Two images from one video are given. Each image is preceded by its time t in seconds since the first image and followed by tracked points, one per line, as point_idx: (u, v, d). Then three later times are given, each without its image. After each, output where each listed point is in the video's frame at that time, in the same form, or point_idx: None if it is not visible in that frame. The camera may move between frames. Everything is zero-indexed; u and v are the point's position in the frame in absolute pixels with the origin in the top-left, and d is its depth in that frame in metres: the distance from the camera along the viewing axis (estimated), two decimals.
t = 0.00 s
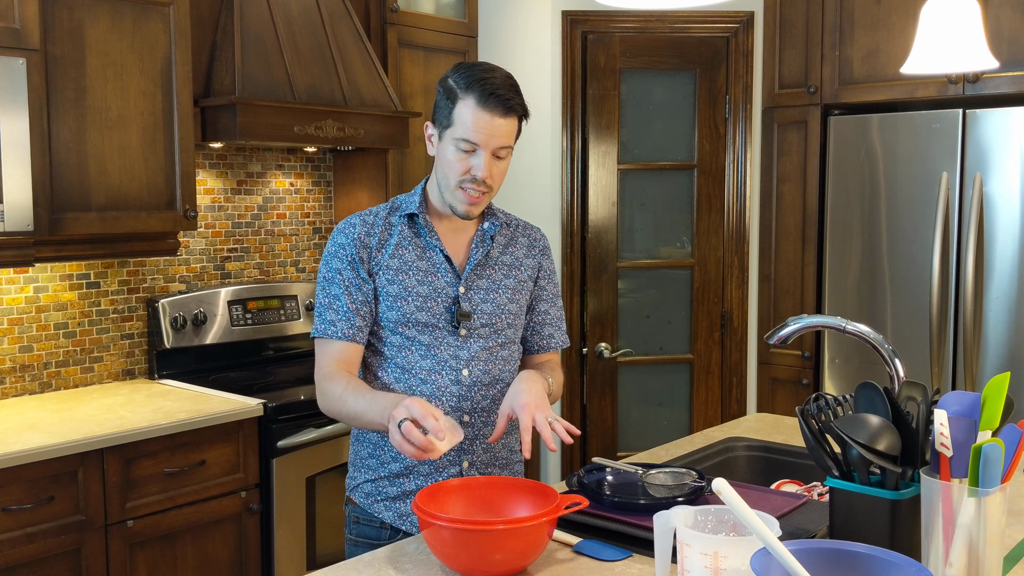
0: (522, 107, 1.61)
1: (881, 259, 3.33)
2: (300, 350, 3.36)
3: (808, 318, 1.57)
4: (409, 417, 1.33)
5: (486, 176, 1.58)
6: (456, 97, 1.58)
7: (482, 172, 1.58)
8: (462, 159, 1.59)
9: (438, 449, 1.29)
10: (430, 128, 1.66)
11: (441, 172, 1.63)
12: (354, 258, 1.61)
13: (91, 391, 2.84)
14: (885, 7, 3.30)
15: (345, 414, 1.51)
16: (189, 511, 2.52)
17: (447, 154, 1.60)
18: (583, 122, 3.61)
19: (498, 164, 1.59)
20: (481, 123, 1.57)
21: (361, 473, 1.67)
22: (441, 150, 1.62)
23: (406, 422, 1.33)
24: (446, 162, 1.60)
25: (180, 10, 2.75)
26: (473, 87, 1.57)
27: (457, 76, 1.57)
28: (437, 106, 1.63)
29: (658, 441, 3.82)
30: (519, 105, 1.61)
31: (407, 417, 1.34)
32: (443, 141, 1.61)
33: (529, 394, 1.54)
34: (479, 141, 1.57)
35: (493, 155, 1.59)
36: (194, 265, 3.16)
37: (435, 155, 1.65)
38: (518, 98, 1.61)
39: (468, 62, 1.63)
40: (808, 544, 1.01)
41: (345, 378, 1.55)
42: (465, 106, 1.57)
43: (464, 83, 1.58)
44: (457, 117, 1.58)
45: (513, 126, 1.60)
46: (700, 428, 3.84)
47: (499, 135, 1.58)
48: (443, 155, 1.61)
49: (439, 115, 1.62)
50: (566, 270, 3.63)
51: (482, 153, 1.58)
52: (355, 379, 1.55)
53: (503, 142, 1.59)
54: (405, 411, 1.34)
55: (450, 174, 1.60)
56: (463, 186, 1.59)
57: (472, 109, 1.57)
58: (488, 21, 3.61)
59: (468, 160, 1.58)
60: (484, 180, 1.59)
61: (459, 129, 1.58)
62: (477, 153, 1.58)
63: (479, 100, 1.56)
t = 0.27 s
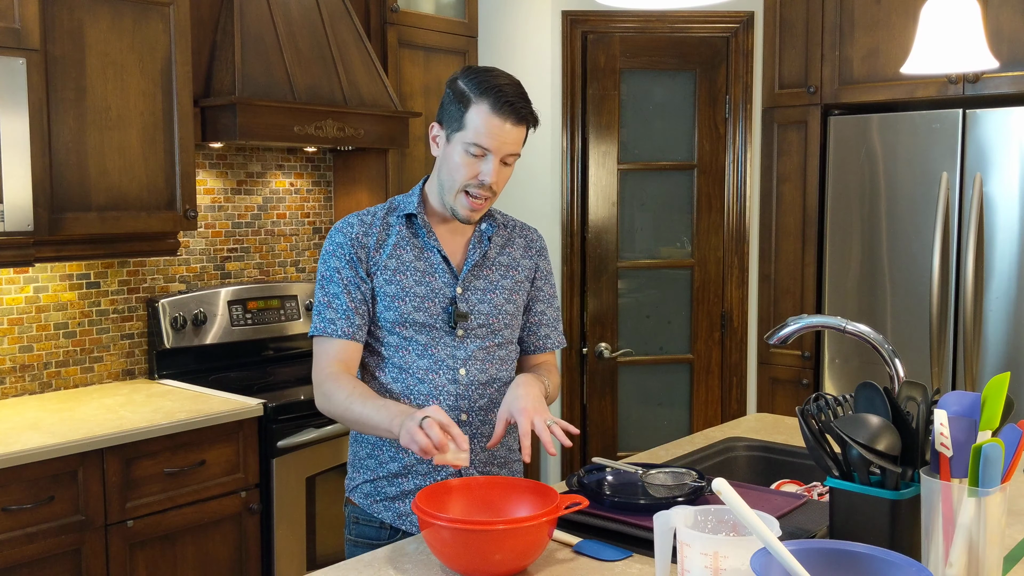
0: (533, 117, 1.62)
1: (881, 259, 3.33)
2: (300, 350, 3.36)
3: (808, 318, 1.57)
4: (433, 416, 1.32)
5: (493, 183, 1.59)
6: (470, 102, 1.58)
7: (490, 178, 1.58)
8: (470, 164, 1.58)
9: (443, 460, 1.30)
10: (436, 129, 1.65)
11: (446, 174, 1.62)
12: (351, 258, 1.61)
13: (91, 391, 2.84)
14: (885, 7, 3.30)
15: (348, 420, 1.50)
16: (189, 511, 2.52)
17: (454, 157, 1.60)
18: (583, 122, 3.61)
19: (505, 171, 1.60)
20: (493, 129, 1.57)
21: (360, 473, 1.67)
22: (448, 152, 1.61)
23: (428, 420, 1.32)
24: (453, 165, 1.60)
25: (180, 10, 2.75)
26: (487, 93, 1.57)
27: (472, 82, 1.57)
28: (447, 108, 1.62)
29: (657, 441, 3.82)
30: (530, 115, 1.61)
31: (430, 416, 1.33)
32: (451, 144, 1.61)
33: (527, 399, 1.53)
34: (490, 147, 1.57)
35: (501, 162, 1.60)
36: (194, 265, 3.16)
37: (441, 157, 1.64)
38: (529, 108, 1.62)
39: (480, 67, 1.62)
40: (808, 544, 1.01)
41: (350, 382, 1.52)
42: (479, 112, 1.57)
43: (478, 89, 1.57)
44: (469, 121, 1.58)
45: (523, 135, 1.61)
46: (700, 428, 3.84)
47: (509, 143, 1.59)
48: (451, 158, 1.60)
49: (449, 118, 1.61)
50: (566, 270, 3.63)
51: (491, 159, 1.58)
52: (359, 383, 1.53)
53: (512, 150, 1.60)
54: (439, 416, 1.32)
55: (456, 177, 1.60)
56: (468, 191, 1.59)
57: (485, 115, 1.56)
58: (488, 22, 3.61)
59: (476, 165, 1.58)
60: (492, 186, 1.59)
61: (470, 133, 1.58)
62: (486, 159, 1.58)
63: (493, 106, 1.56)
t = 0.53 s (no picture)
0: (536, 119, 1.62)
1: (881, 259, 3.33)
2: (300, 350, 3.36)
3: (807, 318, 1.57)
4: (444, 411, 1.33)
5: (495, 184, 1.59)
6: (473, 102, 1.58)
7: (492, 179, 1.59)
8: (473, 164, 1.59)
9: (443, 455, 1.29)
10: (437, 129, 1.65)
11: (448, 174, 1.62)
12: (351, 256, 1.60)
13: (91, 392, 2.84)
14: (885, 7, 3.30)
15: (348, 419, 1.49)
16: (189, 511, 2.52)
17: (457, 157, 1.60)
18: (583, 122, 3.61)
19: (507, 172, 1.60)
20: (497, 130, 1.57)
21: (358, 473, 1.67)
22: (450, 152, 1.61)
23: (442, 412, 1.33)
24: (455, 165, 1.60)
25: (180, 10, 2.75)
26: (492, 94, 1.57)
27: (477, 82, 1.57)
28: (450, 108, 1.62)
29: (657, 441, 3.82)
30: (533, 117, 1.62)
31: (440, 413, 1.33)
32: (454, 144, 1.61)
33: (529, 394, 1.56)
34: (493, 148, 1.57)
35: (504, 163, 1.60)
36: (194, 265, 3.16)
37: (442, 156, 1.64)
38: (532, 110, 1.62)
39: (484, 68, 1.62)
40: (808, 544, 1.01)
41: (350, 380, 1.51)
42: (482, 112, 1.57)
43: (483, 90, 1.58)
44: (472, 122, 1.58)
45: (525, 136, 1.61)
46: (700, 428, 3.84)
47: (512, 144, 1.59)
48: (453, 158, 1.60)
49: (451, 117, 1.61)
50: (566, 270, 3.63)
51: (494, 160, 1.58)
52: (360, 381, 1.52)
53: (514, 152, 1.60)
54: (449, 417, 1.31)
55: (458, 178, 1.60)
56: (470, 191, 1.60)
57: (489, 116, 1.57)
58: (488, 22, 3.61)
59: (479, 165, 1.58)
60: (494, 187, 1.59)
61: (473, 134, 1.58)
62: (489, 160, 1.59)
63: (497, 107, 1.57)
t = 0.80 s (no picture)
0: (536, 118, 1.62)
1: (881, 259, 3.33)
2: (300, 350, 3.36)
3: (807, 318, 1.57)
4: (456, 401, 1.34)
5: (496, 183, 1.59)
6: (475, 101, 1.58)
7: (493, 178, 1.59)
8: (474, 163, 1.59)
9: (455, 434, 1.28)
10: (437, 127, 1.65)
11: (448, 173, 1.62)
12: (350, 251, 1.60)
13: (91, 392, 2.84)
14: (885, 7, 3.30)
15: (342, 407, 1.46)
16: (189, 511, 2.52)
17: (458, 155, 1.60)
18: (583, 122, 3.61)
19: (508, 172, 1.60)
20: (499, 129, 1.57)
21: (355, 472, 1.67)
22: (451, 150, 1.61)
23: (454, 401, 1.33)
24: (456, 164, 1.60)
25: (180, 10, 2.75)
26: (494, 93, 1.57)
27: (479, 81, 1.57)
28: (451, 106, 1.62)
29: (657, 441, 3.82)
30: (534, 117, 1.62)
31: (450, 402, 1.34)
32: (454, 142, 1.61)
33: (532, 386, 1.57)
34: (495, 146, 1.57)
35: (505, 162, 1.60)
36: (194, 265, 3.16)
37: (442, 155, 1.64)
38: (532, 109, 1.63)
39: (484, 66, 1.62)
40: (808, 544, 1.01)
41: (345, 367, 1.49)
42: (485, 111, 1.57)
43: (484, 88, 1.58)
44: (474, 121, 1.58)
45: (526, 135, 1.62)
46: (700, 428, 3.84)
47: (513, 143, 1.59)
48: (454, 156, 1.60)
49: (452, 116, 1.61)
50: (566, 270, 3.63)
51: (495, 158, 1.58)
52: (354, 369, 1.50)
53: (515, 151, 1.61)
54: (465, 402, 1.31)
55: (459, 176, 1.60)
56: (471, 190, 1.60)
57: (491, 115, 1.57)
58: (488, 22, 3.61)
59: (480, 164, 1.58)
60: (495, 186, 1.59)
61: (474, 133, 1.58)
62: (490, 158, 1.59)
63: (499, 106, 1.57)
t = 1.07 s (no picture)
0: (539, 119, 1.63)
1: (881, 259, 3.33)
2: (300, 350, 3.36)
3: (807, 318, 1.57)
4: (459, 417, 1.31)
5: (497, 183, 1.60)
6: (477, 101, 1.58)
7: (495, 178, 1.59)
8: (476, 163, 1.59)
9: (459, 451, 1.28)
10: (438, 125, 1.65)
11: (449, 172, 1.62)
12: (347, 250, 1.60)
13: (91, 391, 2.84)
14: (885, 7, 3.30)
15: (337, 408, 1.45)
16: (189, 511, 2.52)
17: (460, 155, 1.60)
18: (583, 122, 3.61)
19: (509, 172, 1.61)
20: (501, 130, 1.57)
21: (350, 472, 1.67)
22: (452, 150, 1.61)
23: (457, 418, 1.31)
24: (458, 164, 1.60)
25: (180, 10, 2.75)
26: (497, 94, 1.57)
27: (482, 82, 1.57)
28: (452, 105, 1.62)
29: (657, 441, 3.82)
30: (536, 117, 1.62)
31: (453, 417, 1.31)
32: (456, 142, 1.61)
33: (525, 387, 1.55)
34: (497, 147, 1.57)
35: (506, 163, 1.60)
36: (194, 265, 3.16)
37: (444, 154, 1.64)
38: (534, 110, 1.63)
39: (487, 66, 1.62)
40: (808, 544, 1.01)
41: (341, 368, 1.48)
42: (488, 111, 1.57)
43: (488, 89, 1.58)
44: (476, 121, 1.58)
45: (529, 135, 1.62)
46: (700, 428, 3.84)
47: (516, 144, 1.59)
48: (455, 156, 1.60)
49: (454, 115, 1.61)
50: (566, 270, 3.63)
51: (497, 159, 1.58)
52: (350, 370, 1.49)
53: (517, 151, 1.61)
54: (471, 423, 1.29)
55: (461, 176, 1.60)
56: (472, 190, 1.60)
57: (494, 115, 1.57)
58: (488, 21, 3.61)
59: (482, 164, 1.59)
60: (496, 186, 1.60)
61: (476, 133, 1.58)
62: (492, 159, 1.59)
63: (502, 107, 1.57)
